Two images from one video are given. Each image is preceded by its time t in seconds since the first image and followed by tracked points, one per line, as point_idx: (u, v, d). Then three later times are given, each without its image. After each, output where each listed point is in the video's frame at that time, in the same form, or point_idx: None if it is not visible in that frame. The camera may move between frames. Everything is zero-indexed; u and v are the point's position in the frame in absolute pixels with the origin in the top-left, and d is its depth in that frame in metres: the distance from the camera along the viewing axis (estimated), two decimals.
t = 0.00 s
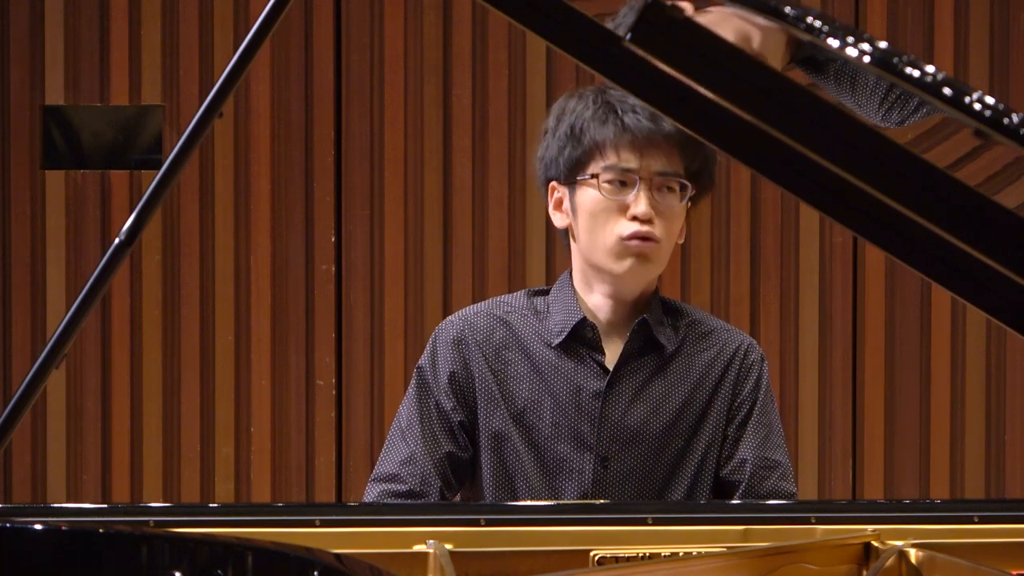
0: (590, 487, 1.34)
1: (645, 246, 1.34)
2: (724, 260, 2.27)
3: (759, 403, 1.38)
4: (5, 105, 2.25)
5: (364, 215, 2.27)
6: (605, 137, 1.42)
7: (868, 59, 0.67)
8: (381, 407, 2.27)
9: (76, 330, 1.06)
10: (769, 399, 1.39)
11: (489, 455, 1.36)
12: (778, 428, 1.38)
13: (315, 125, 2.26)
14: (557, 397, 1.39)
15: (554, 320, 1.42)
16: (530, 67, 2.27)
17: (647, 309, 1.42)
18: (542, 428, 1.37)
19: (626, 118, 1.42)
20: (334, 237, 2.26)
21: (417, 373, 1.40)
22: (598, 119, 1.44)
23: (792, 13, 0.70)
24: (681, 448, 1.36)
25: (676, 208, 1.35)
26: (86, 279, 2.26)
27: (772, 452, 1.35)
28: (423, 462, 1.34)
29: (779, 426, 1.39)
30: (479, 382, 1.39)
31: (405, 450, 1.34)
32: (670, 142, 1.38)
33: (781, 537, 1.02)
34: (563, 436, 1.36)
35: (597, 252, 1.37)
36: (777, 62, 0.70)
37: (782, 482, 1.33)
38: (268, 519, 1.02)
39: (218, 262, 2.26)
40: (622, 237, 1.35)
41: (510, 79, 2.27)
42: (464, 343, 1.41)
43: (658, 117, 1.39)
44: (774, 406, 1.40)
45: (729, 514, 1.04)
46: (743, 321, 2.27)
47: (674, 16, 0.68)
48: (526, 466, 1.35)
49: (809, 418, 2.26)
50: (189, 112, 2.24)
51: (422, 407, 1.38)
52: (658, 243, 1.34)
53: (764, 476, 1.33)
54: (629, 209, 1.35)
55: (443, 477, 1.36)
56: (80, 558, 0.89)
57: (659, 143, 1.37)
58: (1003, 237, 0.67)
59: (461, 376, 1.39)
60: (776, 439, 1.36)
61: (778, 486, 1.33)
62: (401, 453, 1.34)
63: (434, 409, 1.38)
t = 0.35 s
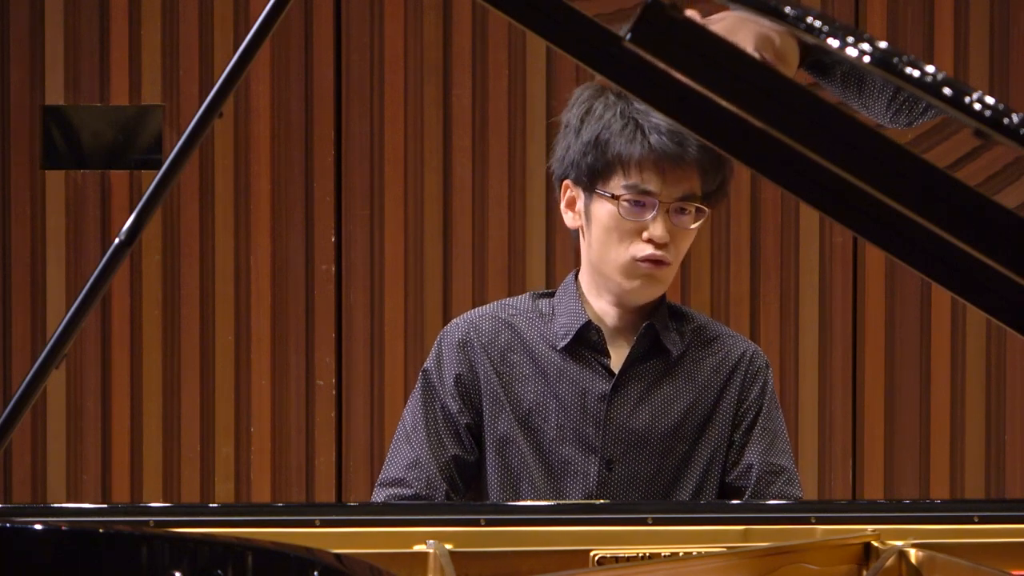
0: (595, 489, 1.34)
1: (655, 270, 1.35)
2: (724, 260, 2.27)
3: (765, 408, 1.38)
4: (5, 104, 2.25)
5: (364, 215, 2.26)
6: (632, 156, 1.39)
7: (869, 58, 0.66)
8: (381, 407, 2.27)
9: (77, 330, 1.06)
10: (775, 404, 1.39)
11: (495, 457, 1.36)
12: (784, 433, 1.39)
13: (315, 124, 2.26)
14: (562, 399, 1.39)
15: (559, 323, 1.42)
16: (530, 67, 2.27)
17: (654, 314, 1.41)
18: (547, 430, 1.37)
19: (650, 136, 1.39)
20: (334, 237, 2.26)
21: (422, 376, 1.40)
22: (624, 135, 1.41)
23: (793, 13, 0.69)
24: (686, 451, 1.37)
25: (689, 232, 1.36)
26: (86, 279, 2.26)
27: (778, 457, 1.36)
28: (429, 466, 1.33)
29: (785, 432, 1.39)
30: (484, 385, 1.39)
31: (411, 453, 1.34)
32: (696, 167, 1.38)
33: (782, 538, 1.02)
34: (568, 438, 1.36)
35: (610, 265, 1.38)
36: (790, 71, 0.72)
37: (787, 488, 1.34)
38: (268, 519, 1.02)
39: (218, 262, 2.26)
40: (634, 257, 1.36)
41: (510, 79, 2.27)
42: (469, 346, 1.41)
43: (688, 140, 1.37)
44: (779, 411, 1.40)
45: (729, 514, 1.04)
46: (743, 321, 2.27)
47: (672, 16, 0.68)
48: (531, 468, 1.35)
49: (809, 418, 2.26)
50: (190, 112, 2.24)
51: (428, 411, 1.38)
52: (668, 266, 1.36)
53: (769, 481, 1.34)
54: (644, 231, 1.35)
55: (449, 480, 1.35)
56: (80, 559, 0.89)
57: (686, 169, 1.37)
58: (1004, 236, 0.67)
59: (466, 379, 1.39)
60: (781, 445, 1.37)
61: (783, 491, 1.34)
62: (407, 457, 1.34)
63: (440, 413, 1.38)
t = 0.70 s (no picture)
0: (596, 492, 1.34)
1: (638, 265, 1.35)
2: (724, 261, 2.27)
3: (768, 416, 1.39)
4: (5, 104, 2.25)
5: (364, 215, 2.26)
6: (619, 148, 1.40)
7: (869, 58, 0.65)
8: (381, 407, 2.28)
9: (77, 330, 1.06)
10: (777, 412, 1.40)
11: (496, 458, 1.36)
12: (786, 441, 1.39)
13: (315, 124, 2.25)
14: (565, 401, 1.38)
15: (563, 325, 1.42)
16: (530, 67, 2.27)
17: (658, 318, 1.41)
18: (549, 432, 1.37)
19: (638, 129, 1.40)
20: (334, 237, 2.26)
21: (426, 375, 1.40)
22: (615, 127, 1.42)
23: (792, 13, 0.67)
24: (688, 456, 1.37)
25: (676, 227, 1.35)
26: (86, 279, 2.26)
27: (780, 464, 1.36)
28: (432, 465, 1.33)
29: (787, 440, 1.39)
30: (488, 385, 1.39)
31: (414, 453, 1.34)
32: (684, 160, 1.37)
33: (782, 538, 1.02)
34: (570, 441, 1.36)
35: (598, 259, 1.39)
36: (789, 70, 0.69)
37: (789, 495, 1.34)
38: (268, 518, 1.02)
39: (218, 263, 2.26)
40: (619, 251, 1.36)
41: (510, 78, 2.27)
42: (472, 346, 1.41)
43: (675, 132, 1.36)
44: (782, 419, 1.40)
45: (729, 514, 1.04)
46: (743, 321, 2.27)
47: (673, 16, 0.68)
48: (533, 470, 1.35)
49: (809, 418, 2.26)
50: (189, 112, 2.24)
51: (431, 411, 1.37)
52: (651, 262, 1.35)
53: (771, 487, 1.34)
54: (629, 224, 1.36)
55: (451, 480, 1.35)
56: (80, 559, 0.89)
57: (672, 161, 1.36)
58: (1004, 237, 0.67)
59: (470, 379, 1.39)
60: (783, 452, 1.37)
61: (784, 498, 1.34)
62: (409, 457, 1.34)
63: (442, 412, 1.38)
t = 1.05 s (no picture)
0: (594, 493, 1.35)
1: (620, 254, 1.35)
2: (724, 260, 2.27)
3: (766, 417, 1.39)
4: (5, 104, 2.25)
5: (364, 216, 2.26)
6: (605, 138, 1.43)
7: (869, 58, 0.65)
8: (381, 407, 2.28)
9: (77, 330, 1.06)
10: (776, 414, 1.40)
11: (494, 458, 1.36)
12: (785, 442, 1.39)
13: (315, 124, 2.25)
14: (563, 402, 1.38)
15: (561, 326, 1.41)
16: (530, 67, 2.27)
17: (655, 318, 1.42)
18: (547, 433, 1.37)
19: (624, 121, 1.43)
20: (334, 237, 2.26)
21: (424, 375, 1.40)
22: (603, 120, 1.46)
23: (792, 13, 0.67)
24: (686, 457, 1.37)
25: (659, 218, 1.36)
26: (86, 279, 2.26)
27: (779, 464, 1.36)
28: (429, 466, 1.33)
29: (786, 441, 1.39)
30: (486, 386, 1.39)
31: (411, 453, 1.34)
32: (669, 149, 1.39)
33: (781, 538, 1.02)
34: (568, 442, 1.36)
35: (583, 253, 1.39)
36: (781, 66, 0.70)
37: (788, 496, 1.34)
38: (268, 519, 1.02)
39: (218, 263, 2.26)
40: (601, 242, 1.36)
41: (510, 78, 2.27)
42: (471, 346, 1.41)
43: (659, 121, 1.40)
44: (781, 421, 1.40)
45: (729, 514, 1.04)
46: (743, 321, 2.27)
47: (673, 15, 0.68)
48: (530, 471, 1.35)
49: (809, 418, 2.26)
50: (189, 112, 2.24)
51: (429, 411, 1.37)
52: (634, 253, 1.35)
53: (769, 488, 1.34)
54: (611, 213, 1.36)
55: (449, 480, 1.35)
56: (80, 559, 0.89)
57: (655, 150, 1.39)
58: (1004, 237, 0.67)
59: (468, 380, 1.39)
60: (783, 452, 1.37)
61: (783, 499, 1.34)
62: (407, 456, 1.34)
63: (441, 412, 1.38)
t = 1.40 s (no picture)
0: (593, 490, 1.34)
1: (633, 265, 1.35)
2: (724, 260, 2.27)
3: (765, 412, 1.39)
4: (5, 104, 2.25)
5: (364, 216, 2.26)
6: (605, 149, 1.41)
7: (869, 58, 0.65)
8: (381, 407, 2.28)
9: (77, 330, 1.06)
10: (775, 408, 1.40)
11: (492, 455, 1.36)
12: (785, 437, 1.38)
13: (315, 124, 2.26)
14: (562, 399, 1.39)
15: (558, 323, 1.42)
16: (530, 67, 2.27)
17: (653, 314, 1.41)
18: (544, 430, 1.37)
19: (621, 128, 1.41)
20: (334, 237, 2.26)
21: (421, 373, 1.39)
22: (598, 129, 1.44)
23: (792, 13, 0.67)
24: (684, 453, 1.36)
25: (668, 224, 1.36)
26: (87, 279, 2.26)
27: (778, 458, 1.35)
28: (429, 463, 1.32)
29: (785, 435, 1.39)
30: (483, 383, 1.39)
31: (410, 450, 1.33)
32: (670, 155, 1.38)
33: (782, 538, 1.02)
34: (566, 439, 1.37)
35: (591, 263, 1.39)
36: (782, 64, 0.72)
37: (787, 489, 1.34)
38: (268, 519, 1.02)
39: (218, 263, 2.26)
40: (612, 254, 1.36)
41: (510, 78, 2.27)
42: (468, 344, 1.41)
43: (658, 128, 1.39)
44: (780, 416, 1.40)
45: (729, 514, 1.04)
46: (743, 321, 2.27)
47: (673, 16, 0.68)
48: (529, 468, 1.35)
49: (809, 418, 2.26)
50: (189, 112, 2.24)
51: (427, 408, 1.37)
52: (646, 261, 1.35)
53: (768, 482, 1.33)
54: (619, 225, 1.36)
55: (448, 477, 1.35)
56: (80, 559, 0.89)
57: (658, 157, 1.38)
58: (1004, 239, 0.67)
59: (465, 377, 1.39)
60: (782, 446, 1.37)
61: (783, 493, 1.33)
62: (406, 454, 1.33)
63: (438, 410, 1.38)
